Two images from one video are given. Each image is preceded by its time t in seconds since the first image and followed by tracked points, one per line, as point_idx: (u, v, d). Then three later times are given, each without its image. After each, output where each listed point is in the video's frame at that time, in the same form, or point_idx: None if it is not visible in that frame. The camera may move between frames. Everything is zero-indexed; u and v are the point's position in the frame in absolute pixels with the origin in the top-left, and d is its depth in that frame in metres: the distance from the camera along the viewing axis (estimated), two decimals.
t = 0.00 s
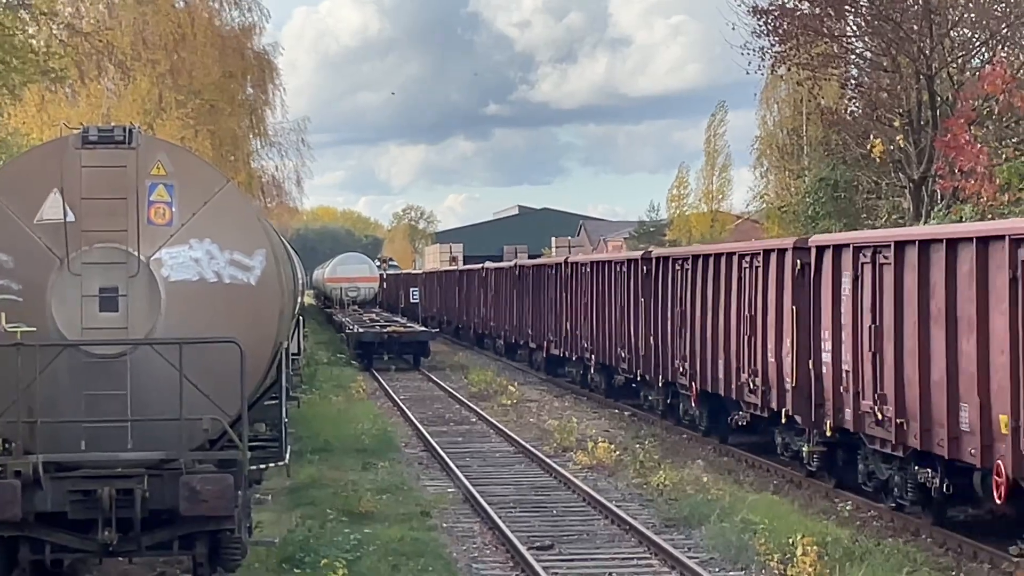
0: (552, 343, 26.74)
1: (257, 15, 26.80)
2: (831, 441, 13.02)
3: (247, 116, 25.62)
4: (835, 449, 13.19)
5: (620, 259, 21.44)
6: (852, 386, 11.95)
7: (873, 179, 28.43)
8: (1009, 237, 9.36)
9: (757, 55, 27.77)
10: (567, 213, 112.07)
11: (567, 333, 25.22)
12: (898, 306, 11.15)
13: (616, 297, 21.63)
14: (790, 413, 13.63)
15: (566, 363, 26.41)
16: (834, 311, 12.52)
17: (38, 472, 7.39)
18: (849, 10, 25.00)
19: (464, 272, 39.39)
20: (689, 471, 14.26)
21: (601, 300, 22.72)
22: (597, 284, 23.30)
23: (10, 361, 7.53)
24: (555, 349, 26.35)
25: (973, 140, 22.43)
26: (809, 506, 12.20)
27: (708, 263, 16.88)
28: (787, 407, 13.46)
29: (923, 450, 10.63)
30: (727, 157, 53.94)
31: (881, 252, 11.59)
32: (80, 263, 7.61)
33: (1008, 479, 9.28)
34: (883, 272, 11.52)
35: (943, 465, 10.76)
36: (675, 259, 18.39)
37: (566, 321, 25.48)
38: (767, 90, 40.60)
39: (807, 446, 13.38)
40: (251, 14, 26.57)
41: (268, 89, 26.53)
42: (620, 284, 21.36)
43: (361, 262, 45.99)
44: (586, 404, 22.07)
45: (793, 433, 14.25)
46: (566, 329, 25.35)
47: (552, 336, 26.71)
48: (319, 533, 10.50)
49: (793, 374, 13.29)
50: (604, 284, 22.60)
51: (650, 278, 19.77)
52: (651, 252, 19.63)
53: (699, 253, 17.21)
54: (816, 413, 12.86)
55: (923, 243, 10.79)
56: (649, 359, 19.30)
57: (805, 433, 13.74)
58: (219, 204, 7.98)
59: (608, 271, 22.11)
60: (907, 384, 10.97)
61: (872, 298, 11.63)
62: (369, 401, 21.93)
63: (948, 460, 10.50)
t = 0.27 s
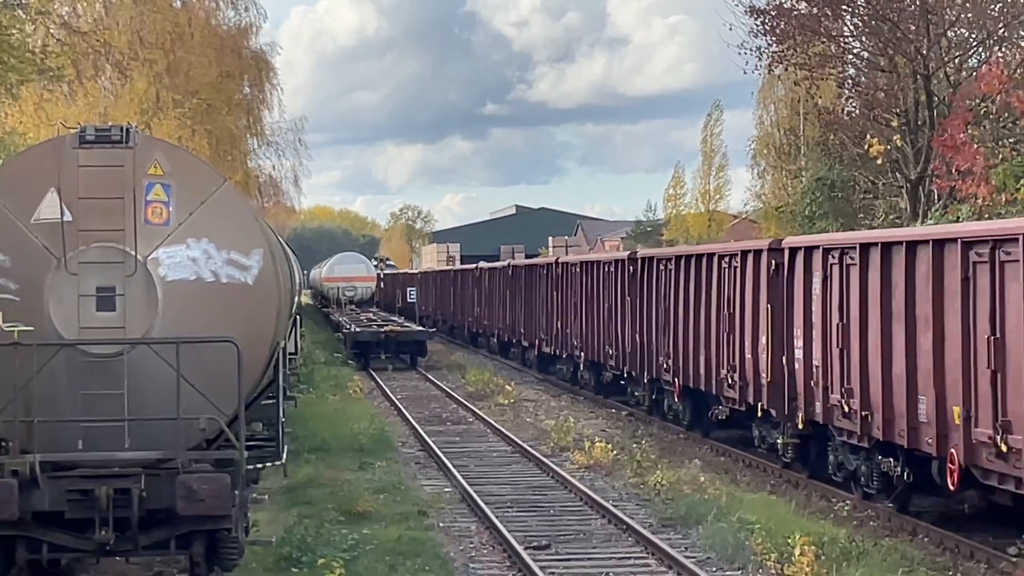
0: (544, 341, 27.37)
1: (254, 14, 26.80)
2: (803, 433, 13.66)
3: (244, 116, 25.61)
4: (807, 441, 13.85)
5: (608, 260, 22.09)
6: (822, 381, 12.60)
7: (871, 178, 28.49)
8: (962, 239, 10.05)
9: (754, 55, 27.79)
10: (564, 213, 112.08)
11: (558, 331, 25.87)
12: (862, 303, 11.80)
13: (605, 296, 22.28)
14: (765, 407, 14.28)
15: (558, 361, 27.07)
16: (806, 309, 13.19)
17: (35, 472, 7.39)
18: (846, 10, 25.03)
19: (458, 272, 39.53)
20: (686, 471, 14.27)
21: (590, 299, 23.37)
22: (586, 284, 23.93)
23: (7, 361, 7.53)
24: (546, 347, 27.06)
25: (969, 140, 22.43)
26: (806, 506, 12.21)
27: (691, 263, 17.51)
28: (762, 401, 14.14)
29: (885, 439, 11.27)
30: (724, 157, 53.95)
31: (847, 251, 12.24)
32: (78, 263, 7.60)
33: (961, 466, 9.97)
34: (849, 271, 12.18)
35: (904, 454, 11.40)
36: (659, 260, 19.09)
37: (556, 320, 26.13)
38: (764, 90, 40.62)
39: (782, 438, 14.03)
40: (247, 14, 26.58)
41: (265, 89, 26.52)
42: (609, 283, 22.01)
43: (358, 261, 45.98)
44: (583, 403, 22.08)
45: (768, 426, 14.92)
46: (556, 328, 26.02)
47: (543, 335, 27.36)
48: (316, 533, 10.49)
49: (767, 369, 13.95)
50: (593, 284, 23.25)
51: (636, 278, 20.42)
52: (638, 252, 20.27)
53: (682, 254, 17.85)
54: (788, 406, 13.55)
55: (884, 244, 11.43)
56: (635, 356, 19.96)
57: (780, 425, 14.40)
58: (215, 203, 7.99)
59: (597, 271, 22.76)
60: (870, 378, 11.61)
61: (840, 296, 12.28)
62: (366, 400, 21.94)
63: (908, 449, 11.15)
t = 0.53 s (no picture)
0: (535, 341, 27.95)
1: (249, 15, 26.79)
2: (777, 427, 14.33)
3: (240, 116, 25.58)
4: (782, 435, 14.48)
5: (595, 262, 22.73)
6: (794, 377, 13.25)
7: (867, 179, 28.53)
8: (918, 243, 10.64)
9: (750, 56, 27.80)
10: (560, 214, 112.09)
11: (548, 331, 26.48)
12: (829, 302, 12.42)
13: (593, 297, 22.90)
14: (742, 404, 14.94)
15: (548, 360, 27.74)
16: (778, 309, 13.84)
17: (31, 472, 7.38)
18: (843, 11, 25.03)
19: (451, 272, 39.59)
20: (682, 472, 14.28)
21: (578, 300, 23.98)
22: (574, 285, 24.53)
23: (3, 361, 7.51)
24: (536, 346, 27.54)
25: (966, 141, 22.51)
26: (802, 507, 12.22)
27: (673, 265, 18.12)
28: (739, 397, 14.80)
29: (850, 433, 11.89)
30: (720, 158, 53.96)
31: (815, 255, 12.90)
32: (73, 263, 7.60)
33: (918, 457, 10.55)
34: (817, 274, 12.83)
35: (868, 446, 11.99)
36: (643, 262, 19.69)
37: (547, 320, 26.73)
38: (760, 91, 40.63)
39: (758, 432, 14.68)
40: (243, 15, 26.57)
41: (261, 90, 26.50)
42: (596, 284, 22.64)
43: (354, 262, 45.96)
44: (579, 404, 22.08)
45: (745, 421, 15.56)
46: (547, 328, 26.64)
47: (534, 334, 27.97)
48: (312, 534, 10.48)
49: (743, 367, 14.63)
50: (581, 285, 23.88)
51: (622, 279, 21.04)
52: (623, 254, 20.88)
53: (665, 256, 18.46)
54: (762, 402, 14.20)
55: (849, 248, 12.07)
56: (621, 355, 20.58)
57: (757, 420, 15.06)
58: (211, 204, 7.99)
59: (585, 273, 23.38)
60: (836, 374, 12.25)
61: (808, 297, 12.92)
62: (362, 401, 21.93)
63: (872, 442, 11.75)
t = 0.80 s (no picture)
0: (523, 342, 28.43)
1: (244, 18, 26.80)
2: (751, 424, 14.99)
3: (234, 119, 25.59)
4: (755, 431, 15.15)
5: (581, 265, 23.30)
6: (766, 376, 13.95)
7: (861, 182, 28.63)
8: (877, 248, 11.29)
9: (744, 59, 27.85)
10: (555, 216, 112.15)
11: (536, 332, 26.98)
12: (798, 304, 13.11)
13: (579, 299, 23.44)
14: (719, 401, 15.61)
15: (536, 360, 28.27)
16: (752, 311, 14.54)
17: (24, 474, 7.36)
18: (837, 14, 25.07)
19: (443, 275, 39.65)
20: (676, 474, 14.30)
21: (565, 302, 24.51)
22: (561, 287, 25.04)
23: None
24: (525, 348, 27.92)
25: (961, 145, 22.62)
26: (797, 509, 12.24)
27: (655, 268, 18.69)
28: (716, 395, 15.47)
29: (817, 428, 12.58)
30: (714, 161, 54.02)
31: (786, 259, 13.63)
32: (67, 266, 7.59)
33: (878, 449, 11.26)
34: (786, 277, 13.60)
35: (833, 441, 12.64)
36: (628, 265, 20.25)
37: (535, 322, 27.22)
38: (754, 94, 40.71)
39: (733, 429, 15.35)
40: (237, 18, 26.59)
41: (255, 92, 26.51)
42: (582, 286, 23.19)
43: (349, 264, 45.95)
44: (573, 407, 22.12)
45: (722, 418, 16.19)
46: (535, 329, 27.15)
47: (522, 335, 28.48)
48: (306, 536, 10.48)
49: (719, 366, 15.33)
50: (567, 287, 24.43)
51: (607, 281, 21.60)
52: (608, 257, 21.43)
53: (647, 259, 19.04)
54: (737, 400, 14.88)
55: (815, 253, 12.81)
56: (606, 355, 21.13)
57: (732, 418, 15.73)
58: (206, 206, 7.98)
59: (572, 275, 23.94)
60: (805, 373, 12.96)
61: (779, 300, 13.67)
62: (355, 403, 21.93)
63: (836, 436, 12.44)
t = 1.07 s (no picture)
0: (507, 345, 28.80)
1: (236, 22, 26.83)
2: (723, 423, 15.61)
3: (226, 122, 25.59)
4: (728, 431, 15.76)
5: (563, 270, 23.73)
6: (737, 376, 14.63)
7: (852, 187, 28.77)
8: (838, 255, 12.03)
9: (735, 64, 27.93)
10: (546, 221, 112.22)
11: (520, 335, 27.36)
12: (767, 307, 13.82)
13: (561, 303, 23.87)
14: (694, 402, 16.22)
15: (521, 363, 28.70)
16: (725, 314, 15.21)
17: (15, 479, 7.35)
18: (829, 19, 25.13)
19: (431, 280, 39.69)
20: (666, 478, 14.33)
21: (547, 305, 24.93)
22: (543, 291, 25.44)
23: None
24: (512, 351, 28.15)
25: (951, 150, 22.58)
26: (787, 514, 12.27)
27: (634, 273, 19.17)
28: (690, 396, 16.10)
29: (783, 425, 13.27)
30: (706, 165, 54.15)
31: (755, 265, 14.35)
32: (58, 270, 7.58)
33: (838, 445, 11.85)
34: (757, 283, 14.27)
35: (799, 438, 13.35)
36: (608, 270, 20.71)
37: (519, 326, 27.60)
38: (745, 98, 40.84)
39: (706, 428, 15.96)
40: (230, 22, 26.63)
41: (247, 96, 26.53)
42: (564, 290, 23.63)
43: (340, 268, 45.93)
44: (564, 411, 22.16)
45: (696, 417, 16.77)
46: (519, 332, 27.54)
47: (507, 338, 28.86)
48: (297, 540, 10.48)
49: (694, 367, 15.96)
50: (549, 291, 24.87)
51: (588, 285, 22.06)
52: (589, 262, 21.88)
53: (626, 265, 19.53)
54: (710, 400, 15.53)
55: (781, 259, 13.56)
56: (588, 357, 21.59)
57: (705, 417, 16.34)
58: (197, 211, 8.00)
59: (553, 280, 24.38)
60: (773, 373, 13.67)
61: (750, 304, 14.36)
62: (346, 407, 21.92)
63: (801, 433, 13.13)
